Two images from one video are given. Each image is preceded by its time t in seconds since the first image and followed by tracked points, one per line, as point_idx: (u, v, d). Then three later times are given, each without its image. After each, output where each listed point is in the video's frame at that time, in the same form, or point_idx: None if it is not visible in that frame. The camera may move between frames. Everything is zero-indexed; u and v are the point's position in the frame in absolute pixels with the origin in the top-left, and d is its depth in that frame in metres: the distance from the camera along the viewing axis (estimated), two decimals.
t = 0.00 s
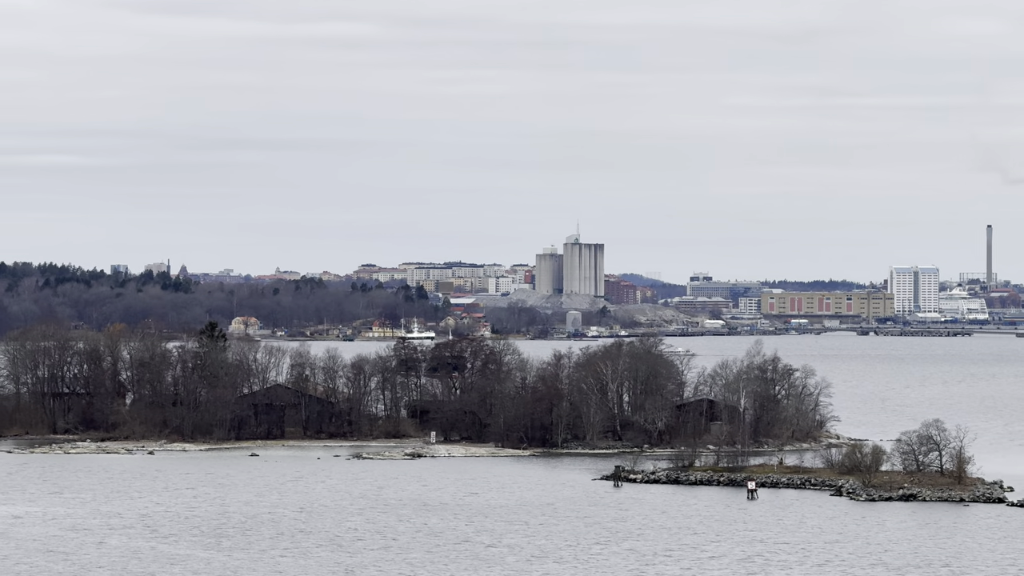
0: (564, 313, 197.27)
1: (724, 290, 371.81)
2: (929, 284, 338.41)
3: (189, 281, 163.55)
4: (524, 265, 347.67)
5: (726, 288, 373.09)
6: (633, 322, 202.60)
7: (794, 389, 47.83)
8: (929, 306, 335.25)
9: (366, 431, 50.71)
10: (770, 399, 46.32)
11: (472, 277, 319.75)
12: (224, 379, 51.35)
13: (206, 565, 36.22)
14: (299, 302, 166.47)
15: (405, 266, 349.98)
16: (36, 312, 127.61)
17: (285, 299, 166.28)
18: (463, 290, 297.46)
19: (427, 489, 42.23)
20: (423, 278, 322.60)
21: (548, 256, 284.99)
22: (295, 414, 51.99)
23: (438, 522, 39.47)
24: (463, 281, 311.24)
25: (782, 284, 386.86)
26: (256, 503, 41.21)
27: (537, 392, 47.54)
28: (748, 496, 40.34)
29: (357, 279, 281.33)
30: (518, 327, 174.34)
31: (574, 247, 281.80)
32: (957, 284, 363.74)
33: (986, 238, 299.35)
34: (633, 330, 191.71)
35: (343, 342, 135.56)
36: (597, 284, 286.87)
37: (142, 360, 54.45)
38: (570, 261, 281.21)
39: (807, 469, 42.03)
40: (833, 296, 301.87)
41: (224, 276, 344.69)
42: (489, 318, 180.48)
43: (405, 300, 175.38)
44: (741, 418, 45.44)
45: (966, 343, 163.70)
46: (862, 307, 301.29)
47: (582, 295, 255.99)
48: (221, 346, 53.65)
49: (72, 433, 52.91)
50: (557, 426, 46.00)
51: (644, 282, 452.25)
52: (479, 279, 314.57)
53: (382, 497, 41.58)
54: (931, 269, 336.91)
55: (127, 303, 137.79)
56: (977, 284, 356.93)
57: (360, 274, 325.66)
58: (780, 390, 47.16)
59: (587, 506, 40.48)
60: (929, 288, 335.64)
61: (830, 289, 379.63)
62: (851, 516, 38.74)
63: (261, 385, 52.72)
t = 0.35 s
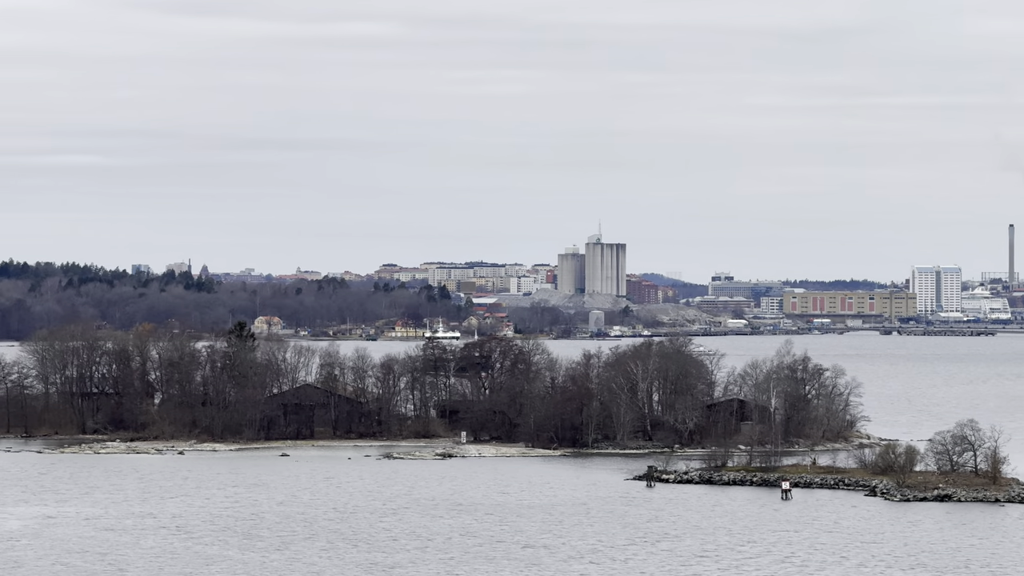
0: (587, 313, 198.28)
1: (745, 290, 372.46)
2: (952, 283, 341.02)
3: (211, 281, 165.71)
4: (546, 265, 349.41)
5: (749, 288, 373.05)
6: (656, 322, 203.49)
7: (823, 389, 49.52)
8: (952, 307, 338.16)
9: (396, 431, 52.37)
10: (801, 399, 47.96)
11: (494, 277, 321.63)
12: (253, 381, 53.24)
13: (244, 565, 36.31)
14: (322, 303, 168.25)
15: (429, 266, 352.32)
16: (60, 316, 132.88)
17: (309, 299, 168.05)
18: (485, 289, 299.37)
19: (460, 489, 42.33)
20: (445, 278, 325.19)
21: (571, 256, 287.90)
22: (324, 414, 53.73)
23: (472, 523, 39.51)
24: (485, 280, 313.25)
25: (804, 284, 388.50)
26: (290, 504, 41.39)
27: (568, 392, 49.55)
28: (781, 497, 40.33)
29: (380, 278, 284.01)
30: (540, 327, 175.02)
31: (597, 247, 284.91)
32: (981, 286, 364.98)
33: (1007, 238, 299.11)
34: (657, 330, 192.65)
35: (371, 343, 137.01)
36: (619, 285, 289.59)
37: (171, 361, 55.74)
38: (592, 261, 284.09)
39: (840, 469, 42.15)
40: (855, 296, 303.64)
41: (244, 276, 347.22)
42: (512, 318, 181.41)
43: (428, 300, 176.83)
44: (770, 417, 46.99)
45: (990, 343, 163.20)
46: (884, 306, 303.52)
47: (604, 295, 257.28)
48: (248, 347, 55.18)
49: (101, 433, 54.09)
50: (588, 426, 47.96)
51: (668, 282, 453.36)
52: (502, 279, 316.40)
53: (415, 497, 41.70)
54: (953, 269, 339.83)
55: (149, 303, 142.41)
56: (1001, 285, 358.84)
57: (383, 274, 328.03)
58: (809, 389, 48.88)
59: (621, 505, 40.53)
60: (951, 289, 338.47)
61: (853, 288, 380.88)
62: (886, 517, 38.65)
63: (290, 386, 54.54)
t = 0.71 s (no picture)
0: (609, 313, 198.92)
1: (766, 290, 372.59)
2: (974, 283, 342.62)
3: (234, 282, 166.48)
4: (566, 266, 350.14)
5: (770, 288, 373.16)
6: (677, 322, 204.46)
7: (854, 388, 50.26)
8: (972, 307, 338.88)
9: (425, 432, 52.75)
10: (831, 400, 48.81)
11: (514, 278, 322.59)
12: (281, 382, 53.59)
13: (281, 566, 36.33)
14: (344, 303, 168.73)
15: (449, 267, 353.41)
16: (83, 319, 134.75)
17: (331, 300, 168.66)
18: (505, 290, 300.48)
19: (492, 490, 42.37)
20: (465, 279, 326.28)
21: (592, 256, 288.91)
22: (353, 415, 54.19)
23: (506, 524, 39.47)
24: (505, 281, 314.22)
25: (824, 285, 389.04)
26: (321, 506, 41.34)
27: (597, 393, 50.28)
28: (814, 497, 40.28)
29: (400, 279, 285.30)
30: (562, 327, 175.52)
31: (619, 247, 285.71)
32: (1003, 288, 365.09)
33: None
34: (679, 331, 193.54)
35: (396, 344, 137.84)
36: (640, 286, 290.34)
37: (200, 362, 56.50)
38: (614, 261, 284.98)
39: (872, 470, 42.14)
40: (877, 296, 304.13)
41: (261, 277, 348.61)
42: (535, 318, 181.87)
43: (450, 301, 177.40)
44: (800, 417, 47.89)
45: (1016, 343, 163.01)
46: (904, 307, 303.97)
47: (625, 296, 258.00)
48: (277, 347, 55.90)
49: (129, 433, 54.82)
50: (617, 427, 48.70)
51: (688, 283, 454.68)
52: (523, 279, 317.41)
53: (448, 498, 41.71)
54: (974, 270, 341.11)
55: (172, 303, 143.12)
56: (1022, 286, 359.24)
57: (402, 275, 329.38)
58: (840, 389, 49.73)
59: (655, 506, 40.51)
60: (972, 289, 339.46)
61: (873, 289, 381.94)
62: (919, 517, 38.52)
63: (319, 387, 54.89)
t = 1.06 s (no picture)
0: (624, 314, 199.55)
1: (780, 291, 372.89)
2: (988, 284, 345.42)
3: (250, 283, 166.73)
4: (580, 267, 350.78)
5: (784, 288, 373.72)
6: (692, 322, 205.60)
7: (875, 388, 51.60)
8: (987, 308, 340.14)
9: (447, 432, 53.80)
10: (854, 400, 50.14)
11: (528, 278, 323.26)
12: (303, 382, 54.55)
13: (310, 567, 36.32)
14: (359, 304, 168.97)
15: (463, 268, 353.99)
16: (99, 320, 135.31)
17: (346, 300, 169.01)
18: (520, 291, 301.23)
19: (517, 490, 42.50)
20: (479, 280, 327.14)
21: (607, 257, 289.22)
22: (375, 415, 55.20)
23: (532, 525, 39.48)
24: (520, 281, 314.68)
25: (837, 285, 390.29)
26: (347, 506, 41.42)
27: (620, 394, 51.34)
28: (841, 498, 40.29)
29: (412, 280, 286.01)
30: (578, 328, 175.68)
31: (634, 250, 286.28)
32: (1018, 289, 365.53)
33: None
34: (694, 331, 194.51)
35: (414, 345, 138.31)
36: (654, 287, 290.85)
37: (220, 364, 57.52)
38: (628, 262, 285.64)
39: (897, 470, 42.25)
40: (892, 296, 304.01)
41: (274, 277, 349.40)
42: (550, 318, 182.26)
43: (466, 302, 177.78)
44: (822, 417, 49.28)
45: None
46: (920, 307, 302.63)
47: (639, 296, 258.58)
48: (298, 348, 57.01)
49: (150, 434, 55.89)
50: (640, 428, 49.85)
51: (701, 284, 455.80)
52: (538, 280, 318.05)
53: (474, 499, 41.80)
54: (989, 270, 344.12)
55: (188, 305, 143.45)
56: None
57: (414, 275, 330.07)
58: (863, 389, 51.12)
59: (680, 507, 40.53)
60: (987, 290, 341.93)
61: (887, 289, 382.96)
62: (946, 518, 38.46)
63: (340, 388, 55.96)
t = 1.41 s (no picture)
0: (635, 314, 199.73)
1: (791, 291, 373.29)
2: (998, 287, 348.58)
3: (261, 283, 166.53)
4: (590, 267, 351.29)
5: (793, 288, 373.91)
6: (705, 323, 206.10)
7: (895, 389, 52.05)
8: (998, 309, 341.32)
9: (466, 433, 54.02)
10: (874, 401, 50.55)
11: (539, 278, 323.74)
12: (321, 382, 54.72)
13: (336, 568, 36.16)
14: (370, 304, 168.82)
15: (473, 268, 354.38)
16: (112, 320, 135.40)
17: (357, 301, 168.95)
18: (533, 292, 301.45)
19: (538, 490, 42.52)
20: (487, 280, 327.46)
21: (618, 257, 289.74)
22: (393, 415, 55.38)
23: (555, 525, 39.40)
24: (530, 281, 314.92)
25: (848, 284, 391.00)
26: (369, 506, 41.38)
27: (639, 394, 51.54)
28: (864, 498, 40.29)
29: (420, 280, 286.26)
30: (589, 328, 175.75)
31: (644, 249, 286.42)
32: None
33: None
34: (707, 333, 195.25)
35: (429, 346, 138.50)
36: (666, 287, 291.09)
37: (239, 364, 57.61)
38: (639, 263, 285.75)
39: (920, 470, 42.31)
40: (903, 296, 304.52)
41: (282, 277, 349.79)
42: (562, 318, 182.22)
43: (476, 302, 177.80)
44: (841, 417, 49.65)
45: None
46: (930, 306, 302.72)
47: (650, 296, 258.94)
48: (316, 349, 57.10)
49: (169, 434, 56.03)
50: (659, 429, 50.11)
51: (710, 283, 456.62)
52: (548, 280, 318.53)
53: (496, 498, 41.79)
54: (1000, 271, 346.98)
55: (200, 305, 143.35)
56: None
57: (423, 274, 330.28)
58: (881, 390, 51.53)
59: (703, 507, 40.49)
60: (998, 290, 344.22)
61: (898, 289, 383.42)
62: (971, 517, 38.43)
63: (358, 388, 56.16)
